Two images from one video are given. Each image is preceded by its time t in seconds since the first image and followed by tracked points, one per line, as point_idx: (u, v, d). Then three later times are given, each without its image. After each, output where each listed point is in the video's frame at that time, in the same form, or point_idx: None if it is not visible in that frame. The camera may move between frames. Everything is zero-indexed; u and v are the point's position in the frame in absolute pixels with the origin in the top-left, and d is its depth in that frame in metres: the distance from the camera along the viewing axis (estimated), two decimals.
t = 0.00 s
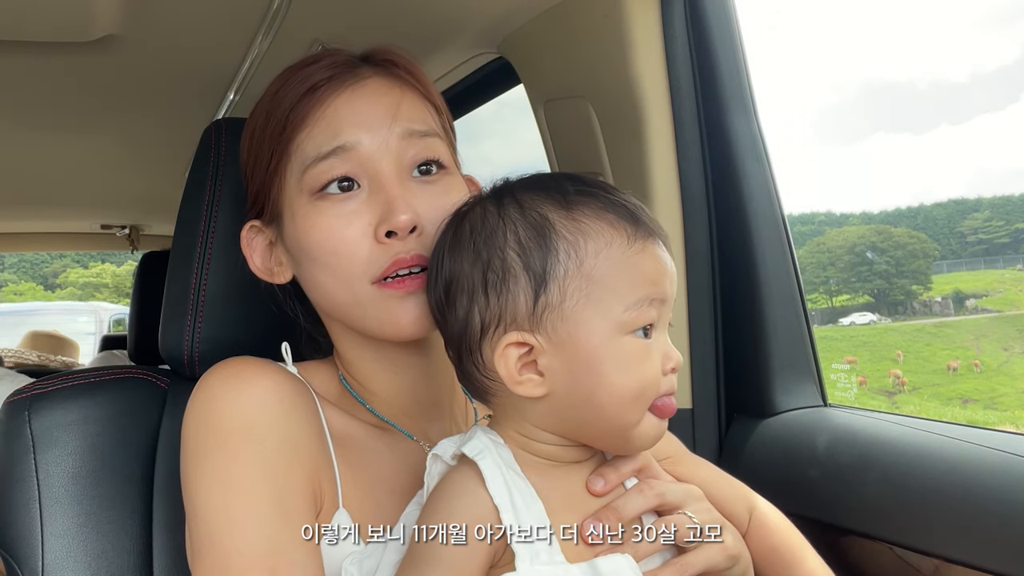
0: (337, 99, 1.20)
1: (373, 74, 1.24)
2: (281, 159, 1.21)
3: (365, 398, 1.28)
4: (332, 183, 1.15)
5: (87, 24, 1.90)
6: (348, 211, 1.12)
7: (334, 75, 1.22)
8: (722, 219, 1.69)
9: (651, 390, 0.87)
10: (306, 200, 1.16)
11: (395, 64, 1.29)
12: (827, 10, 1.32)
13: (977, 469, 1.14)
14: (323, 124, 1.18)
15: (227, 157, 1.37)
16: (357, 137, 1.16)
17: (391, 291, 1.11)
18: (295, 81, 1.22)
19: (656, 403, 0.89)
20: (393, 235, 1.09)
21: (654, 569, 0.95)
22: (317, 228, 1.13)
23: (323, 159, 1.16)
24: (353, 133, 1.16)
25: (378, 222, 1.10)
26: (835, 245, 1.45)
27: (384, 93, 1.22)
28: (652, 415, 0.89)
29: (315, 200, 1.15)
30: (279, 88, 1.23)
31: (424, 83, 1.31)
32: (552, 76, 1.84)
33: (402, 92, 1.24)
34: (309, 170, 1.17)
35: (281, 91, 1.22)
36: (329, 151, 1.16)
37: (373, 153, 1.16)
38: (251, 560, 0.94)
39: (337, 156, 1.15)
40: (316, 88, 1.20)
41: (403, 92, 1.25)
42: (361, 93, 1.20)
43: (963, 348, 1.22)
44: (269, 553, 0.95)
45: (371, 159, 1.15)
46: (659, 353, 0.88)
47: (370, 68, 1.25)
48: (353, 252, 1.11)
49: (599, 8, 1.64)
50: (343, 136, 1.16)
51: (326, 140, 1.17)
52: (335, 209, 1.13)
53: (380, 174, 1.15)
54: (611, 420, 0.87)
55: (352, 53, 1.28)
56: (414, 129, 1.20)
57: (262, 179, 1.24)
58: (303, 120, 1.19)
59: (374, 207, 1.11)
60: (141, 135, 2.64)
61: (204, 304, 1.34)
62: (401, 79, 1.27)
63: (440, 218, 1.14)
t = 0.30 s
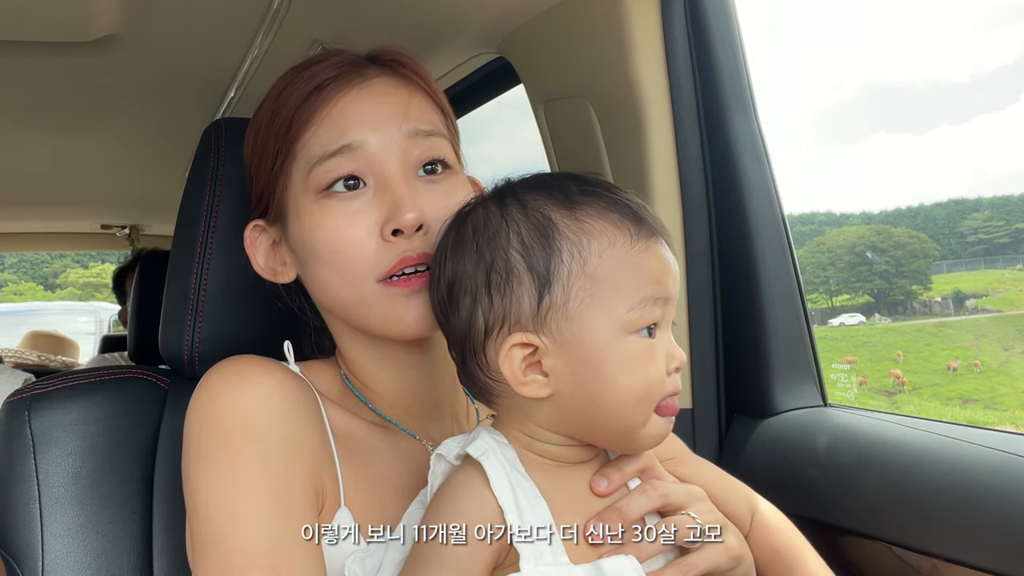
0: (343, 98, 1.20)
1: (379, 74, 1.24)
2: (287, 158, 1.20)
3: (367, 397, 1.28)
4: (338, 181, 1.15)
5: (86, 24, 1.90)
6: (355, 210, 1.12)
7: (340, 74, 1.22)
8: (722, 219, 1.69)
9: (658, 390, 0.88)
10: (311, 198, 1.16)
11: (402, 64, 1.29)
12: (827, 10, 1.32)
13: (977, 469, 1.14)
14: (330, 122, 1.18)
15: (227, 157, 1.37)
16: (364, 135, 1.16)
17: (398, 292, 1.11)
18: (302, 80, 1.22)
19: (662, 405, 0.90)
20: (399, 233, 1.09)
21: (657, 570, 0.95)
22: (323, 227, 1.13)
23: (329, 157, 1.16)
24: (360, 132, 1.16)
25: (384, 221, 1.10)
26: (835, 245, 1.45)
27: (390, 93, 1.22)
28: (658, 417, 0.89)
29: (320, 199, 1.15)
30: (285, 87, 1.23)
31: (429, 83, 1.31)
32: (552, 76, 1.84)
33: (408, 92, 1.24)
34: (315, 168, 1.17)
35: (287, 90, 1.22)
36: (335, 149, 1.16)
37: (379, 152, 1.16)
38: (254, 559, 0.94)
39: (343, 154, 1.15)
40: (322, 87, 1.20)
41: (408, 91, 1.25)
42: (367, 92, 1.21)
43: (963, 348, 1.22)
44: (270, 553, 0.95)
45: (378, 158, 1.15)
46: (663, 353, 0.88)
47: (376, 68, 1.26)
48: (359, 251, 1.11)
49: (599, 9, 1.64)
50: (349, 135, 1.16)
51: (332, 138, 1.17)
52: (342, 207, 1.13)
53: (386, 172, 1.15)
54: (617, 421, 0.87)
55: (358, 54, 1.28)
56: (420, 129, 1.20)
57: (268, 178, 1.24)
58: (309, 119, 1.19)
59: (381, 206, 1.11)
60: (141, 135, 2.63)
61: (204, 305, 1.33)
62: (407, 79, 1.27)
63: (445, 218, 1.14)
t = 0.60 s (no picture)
0: (354, 96, 1.20)
1: (389, 73, 1.25)
2: (295, 154, 1.20)
3: (369, 396, 1.28)
4: (347, 178, 1.16)
5: (86, 24, 1.90)
6: (365, 207, 1.12)
7: (351, 72, 1.22)
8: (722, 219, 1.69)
9: (663, 391, 0.88)
10: (320, 195, 1.16)
11: (413, 64, 1.29)
12: (827, 10, 1.32)
13: (977, 469, 1.14)
14: (341, 119, 1.18)
15: (227, 157, 1.37)
16: (375, 133, 1.16)
17: (404, 290, 1.11)
18: (313, 77, 1.22)
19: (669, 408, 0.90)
20: (409, 230, 1.09)
21: (659, 571, 0.95)
22: (332, 223, 1.13)
23: (340, 154, 1.16)
24: (371, 130, 1.16)
25: (394, 218, 1.10)
26: (835, 245, 1.45)
27: (401, 92, 1.22)
28: (667, 419, 0.89)
29: (330, 195, 1.15)
30: (295, 84, 1.23)
31: (438, 84, 1.32)
32: (552, 76, 1.84)
33: (418, 92, 1.25)
34: (324, 165, 1.17)
35: (297, 87, 1.22)
36: (346, 146, 1.16)
37: (390, 150, 1.16)
38: (256, 559, 0.94)
39: (353, 152, 1.16)
40: (333, 85, 1.20)
41: (419, 92, 1.25)
42: (378, 91, 1.21)
43: (963, 348, 1.22)
44: (272, 553, 0.95)
45: (389, 156, 1.16)
46: (668, 353, 0.89)
47: (387, 67, 1.26)
48: (367, 249, 1.11)
49: (599, 9, 1.64)
50: (360, 133, 1.16)
51: (343, 135, 1.17)
52: (352, 204, 1.13)
53: (396, 170, 1.15)
54: (622, 422, 0.87)
55: (368, 53, 1.29)
56: (430, 128, 1.20)
57: (274, 174, 1.23)
58: (319, 116, 1.19)
59: (390, 203, 1.11)
60: (141, 135, 2.63)
61: (204, 305, 1.33)
62: (416, 79, 1.27)
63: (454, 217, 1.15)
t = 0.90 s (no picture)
0: (359, 95, 1.20)
1: (393, 73, 1.25)
2: (299, 153, 1.20)
3: (370, 395, 1.28)
4: (351, 177, 1.16)
5: (86, 24, 1.90)
6: (369, 204, 1.12)
7: (355, 72, 1.22)
8: (722, 219, 1.69)
9: (668, 388, 0.88)
10: (325, 193, 1.16)
11: (416, 65, 1.29)
12: (827, 10, 1.32)
13: (977, 469, 1.14)
14: (345, 118, 1.18)
15: (228, 157, 1.37)
16: (380, 132, 1.16)
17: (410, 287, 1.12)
18: (317, 77, 1.22)
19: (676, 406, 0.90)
20: (414, 228, 1.10)
21: (660, 571, 0.95)
22: (336, 221, 1.13)
23: (344, 152, 1.16)
24: (376, 129, 1.17)
25: (399, 215, 1.10)
26: (835, 245, 1.45)
27: (405, 92, 1.23)
28: (674, 416, 0.90)
29: (334, 193, 1.15)
30: (298, 84, 1.23)
31: (441, 85, 1.32)
32: (552, 76, 1.84)
33: (421, 92, 1.25)
34: (329, 163, 1.17)
35: (301, 87, 1.22)
36: (351, 144, 1.16)
37: (395, 148, 1.16)
38: (256, 558, 0.94)
39: (357, 150, 1.16)
40: (337, 84, 1.20)
41: (422, 92, 1.25)
42: (382, 91, 1.21)
43: (963, 348, 1.23)
44: (272, 553, 0.95)
45: (393, 155, 1.16)
46: (672, 350, 0.89)
47: (391, 67, 1.26)
48: (371, 247, 1.11)
49: (599, 9, 1.64)
50: (365, 131, 1.16)
51: (348, 134, 1.17)
52: (356, 202, 1.13)
53: (401, 168, 1.15)
54: (627, 420, 0.88)
55: (371, 54, 1.29)
56: (434, 128, 1.20)
57: (277, 173, 1.23)
58: (323, 115, 1.19)
59: (395, 201, 1.11)
60: (141, 135, 2.63)
61: (204, 305, 1.33)
62: (420, 80, 1.28)
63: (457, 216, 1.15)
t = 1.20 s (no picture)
0: (359, 99, 1.20)
1: (392, 77, 1.26)
2: (299, 156, 1.20)
3: (369, 395, 1.28)
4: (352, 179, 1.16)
5: (86, 24, 1.89)
6: (370, 206, 1.13)
7: (355, 75, 1.23)
8: (722, 220, 1.69)
9: (664, 385, 0.88)
10: (326, 195, 1.16)
11: (414, 69, 1.30)
12: (828, 10, 1.32)
13: (977, 469, 1.14)
14: (346, 121, 1.18)
15: (227, 158, 1.37)
16: (380, 135, 1.17)
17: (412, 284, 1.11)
18: (316, 80, 1.22)
19: (674, 404, 0.90)
20: (414, 230, 1.10)
21: (659, 571, 0.95)
22: (337, 224, 1.13)
23: (345, 155, 1.16)
24: (377, 132, 1.17)
25: (399, 217, 1.11)
26: (835, 245, 1.45)
27: (405, 96, 1.23)
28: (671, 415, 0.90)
29: (335, 195, 1.15)
30: (297, 87, 1.23)
31: (439, 89, 1.33)
32: (552, 77, 1.84)
33: (420, 96, 1.26)
34: (329, 166, 1.17)
35: (300, 91, 1.22)
36: (352, 147, 1.16)
37: (396, 150, 1.16)
38: (256, 558, 0.94)
39: (359, 153, 1.16)
40: (337, 88, 1.21)
41: (421, 96, 1.26)
42: (382, 94, 1.22)
43: (963, 349, 1.23)
44: (272, 553, 0.95)
45: (394, 157, 1.16)
46: (667, 346, 0.89)
47: (390, 71, 1.27)
48: (371, 248, 1.11)
49: (599, 9, 1.64)
50: (366, 134, 1.17)
51: (349, 137, 1.17)
52: (358, 203, 1.13)
53: (402, 170, 1.15)
54: (624, 417, 0.88)
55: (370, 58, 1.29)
56: (434, 131, 1.21)
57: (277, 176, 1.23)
58: (324, 118, 1.19)
59: (396, 202, 1.12)
60: (141, 135, 2.63)
61: (204, 305, 1.33)
62: (419, 84, 1.29)
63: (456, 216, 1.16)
